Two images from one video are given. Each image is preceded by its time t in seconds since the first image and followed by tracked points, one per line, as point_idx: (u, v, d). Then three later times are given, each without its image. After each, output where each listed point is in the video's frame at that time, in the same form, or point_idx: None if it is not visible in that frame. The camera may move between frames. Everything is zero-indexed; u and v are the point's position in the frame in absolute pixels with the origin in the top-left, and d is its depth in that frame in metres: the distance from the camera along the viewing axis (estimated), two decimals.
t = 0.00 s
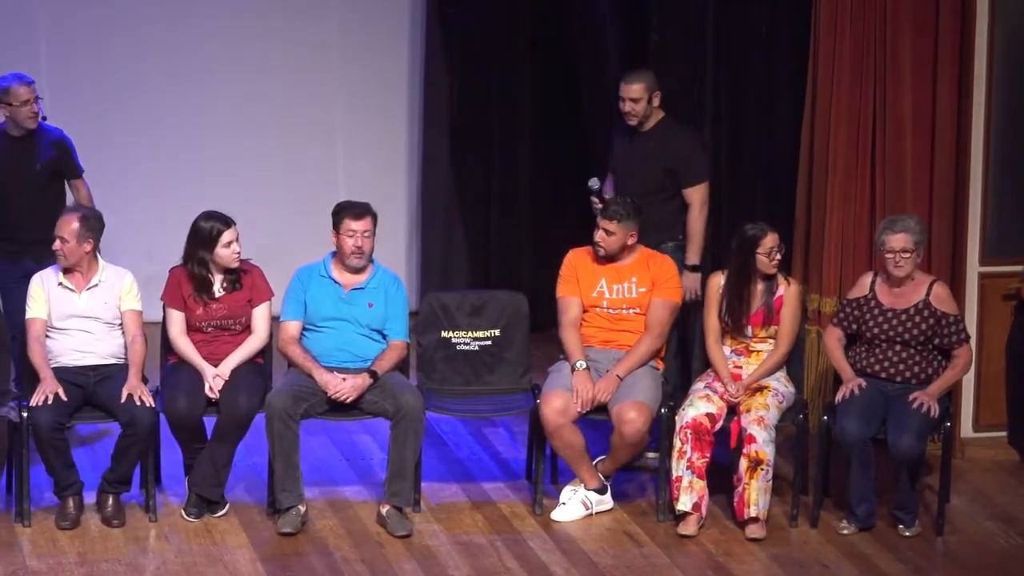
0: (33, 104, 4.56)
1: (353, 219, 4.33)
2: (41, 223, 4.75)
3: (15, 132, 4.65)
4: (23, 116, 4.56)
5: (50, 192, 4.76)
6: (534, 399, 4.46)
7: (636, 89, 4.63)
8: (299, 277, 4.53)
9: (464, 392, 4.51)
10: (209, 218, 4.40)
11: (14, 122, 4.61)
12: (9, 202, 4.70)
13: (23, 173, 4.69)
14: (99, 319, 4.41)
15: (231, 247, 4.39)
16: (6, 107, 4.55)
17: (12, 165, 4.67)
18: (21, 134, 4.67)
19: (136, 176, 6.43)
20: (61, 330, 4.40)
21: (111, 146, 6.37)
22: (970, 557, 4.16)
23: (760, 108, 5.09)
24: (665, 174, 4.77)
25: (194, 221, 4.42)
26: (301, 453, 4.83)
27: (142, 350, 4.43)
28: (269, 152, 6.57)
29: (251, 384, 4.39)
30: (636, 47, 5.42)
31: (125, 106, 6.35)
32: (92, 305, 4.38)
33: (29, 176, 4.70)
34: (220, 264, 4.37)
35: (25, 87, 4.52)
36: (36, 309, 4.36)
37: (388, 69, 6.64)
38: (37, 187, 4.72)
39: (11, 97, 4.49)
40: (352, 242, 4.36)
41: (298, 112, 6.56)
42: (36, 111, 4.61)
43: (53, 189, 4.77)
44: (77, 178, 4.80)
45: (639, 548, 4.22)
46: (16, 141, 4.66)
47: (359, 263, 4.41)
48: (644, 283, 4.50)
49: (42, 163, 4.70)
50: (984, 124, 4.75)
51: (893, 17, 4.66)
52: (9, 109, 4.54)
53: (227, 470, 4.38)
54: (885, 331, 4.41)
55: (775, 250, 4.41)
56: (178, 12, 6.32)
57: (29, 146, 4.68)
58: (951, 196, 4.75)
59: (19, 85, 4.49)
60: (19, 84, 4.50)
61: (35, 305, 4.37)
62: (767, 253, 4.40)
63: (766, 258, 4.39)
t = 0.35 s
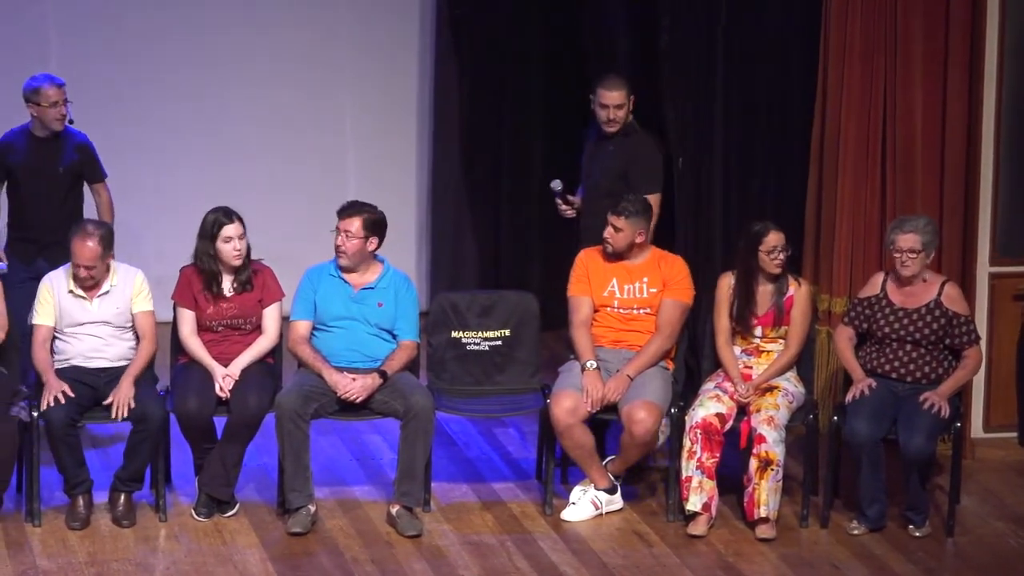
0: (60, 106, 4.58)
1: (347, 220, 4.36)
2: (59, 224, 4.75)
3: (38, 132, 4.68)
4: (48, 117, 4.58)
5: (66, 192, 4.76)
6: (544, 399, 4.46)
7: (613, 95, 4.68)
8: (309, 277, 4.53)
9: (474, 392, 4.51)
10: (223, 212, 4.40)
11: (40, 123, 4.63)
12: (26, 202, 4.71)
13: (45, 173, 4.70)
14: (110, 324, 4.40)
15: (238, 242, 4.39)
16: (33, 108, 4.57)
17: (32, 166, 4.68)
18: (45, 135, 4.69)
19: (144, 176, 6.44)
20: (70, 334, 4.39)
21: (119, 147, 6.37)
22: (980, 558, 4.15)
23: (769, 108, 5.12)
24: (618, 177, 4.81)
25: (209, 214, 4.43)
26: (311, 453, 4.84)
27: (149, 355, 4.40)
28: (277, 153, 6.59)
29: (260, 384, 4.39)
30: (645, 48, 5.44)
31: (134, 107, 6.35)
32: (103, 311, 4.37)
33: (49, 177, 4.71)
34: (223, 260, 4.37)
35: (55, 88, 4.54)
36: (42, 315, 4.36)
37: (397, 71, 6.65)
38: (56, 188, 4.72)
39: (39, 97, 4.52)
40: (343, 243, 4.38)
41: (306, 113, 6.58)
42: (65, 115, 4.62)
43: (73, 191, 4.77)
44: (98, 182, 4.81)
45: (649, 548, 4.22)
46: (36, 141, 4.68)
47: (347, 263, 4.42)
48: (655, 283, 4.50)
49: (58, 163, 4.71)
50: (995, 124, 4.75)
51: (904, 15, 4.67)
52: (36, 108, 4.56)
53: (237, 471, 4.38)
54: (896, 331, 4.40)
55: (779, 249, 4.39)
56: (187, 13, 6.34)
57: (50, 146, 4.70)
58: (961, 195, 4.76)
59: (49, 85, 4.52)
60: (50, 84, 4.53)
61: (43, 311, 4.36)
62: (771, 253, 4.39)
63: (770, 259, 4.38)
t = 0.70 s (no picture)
0: (60, 105, 4.58)
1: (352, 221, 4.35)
2: (61, 224, 4.75)
3: (39, 131, 4.68)
4: (48, 116, 4.58)
5: (68, 192, 4.76)
6: (551, 399, 4.46)
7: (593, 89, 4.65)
8: (317, 277, 4.53)
9: (482, 392, 4.51)
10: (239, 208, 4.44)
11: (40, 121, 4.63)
12: (28, 202, 4.72)
13: (47, 173, 4.70)
14: (120, 332, 4.38)
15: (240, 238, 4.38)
16: (34, 106, 4.58)
17: (34, 165, 4.69)
18: (48, 134, 4.70)
19: (149, 175, 6.44)
20: (79, 339, 4.38)
21: (123, 146, 6.38)
22: (987, 558, 4.16)
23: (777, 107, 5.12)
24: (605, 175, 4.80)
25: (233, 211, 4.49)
26: (319, 453, 4.84)
27: (152, 370, 4.35)
28: (282, 152, 6.59)
29: (268, 384, 4.38)
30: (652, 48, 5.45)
31: (139, 106, 6.36)
32: (115, 321, 4.35)
33: (51, 177, 4.71)
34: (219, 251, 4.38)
35: (57, 87, 4.55)
36: (52, 321, 4.33)
37: (402, 69, 6.65)
38: (56, 188, 4.73)
39: (39, 95, 4.53)
40: (349, 245, 4.37)
41: (312, 112, 6.58)
42: (64, 114, 4.63)
43: (75, 190, 4.78)
44: (99, 182, 4.81)
45: (656, 548, 4.22)
46: (38, 140, 4.69)
47: (352, 263, 4.42)
48: (662, 283, 4.51)
49: (60, 162, 4.71)
50: (1002, 124, 4.79)
51: (913, 17, 4.68)
52: (37, 107, 4.57)
53: (243, 471, 4.38)
54: (898, 340, 4.37)
55: (786, 249, 4.40)
56: (192, 12, 6.34)
57: (53, 145, 4.70)
58: (969, 196, 4.78)
59: (49, 84, 4.52)
60: (52, 83, 4.54)
61: (52, 315, 4.33)
62: (779, 253, 4.39)
63: (778, 258, 4.38)
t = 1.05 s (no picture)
0: (58, 104, 4.57)
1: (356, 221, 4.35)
2: (63, 223, 4.75)
3: (40, 130, 4.69)
4: (46, 114, 4.58)
5: (70, 191, 4.76)
6: (557, 399, 4.46)
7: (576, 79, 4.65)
8: (323, 277, 4.53)
9: (488, 392, 4.52)
10: (241, 208, 4.40)
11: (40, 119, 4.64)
12: (30, 201, 4.72)
13: (48, 172, 4.71)
14: (124, 336, 4.38)
15: (227, 239, 4.35)
16: (33, 104, 4.59)
17: (35, 164, 4.69)
18: (48, 133, 4.70)
19: (153, 176, 6.44)
20: (83, 341, 4.38)
21: (126, 147, 6.38)
22: (993, 558, 4.15)
23: (781, 108, 5.13)
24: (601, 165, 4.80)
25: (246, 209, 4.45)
26: (325, 453, 4.85)
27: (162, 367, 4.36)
28: (286, 152, 6.59)
29: (273, 385, 4.38)
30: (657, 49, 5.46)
31: (141, 107, 6.36)
32: (118, 324, 4.35)
33: (53, 177, 4.71)
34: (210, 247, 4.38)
35: (55, 86, 4.54)
36: (56, 321, 4.33)
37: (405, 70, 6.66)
38: (57, 187, 4.73)
39: (38, 93, 4.53)
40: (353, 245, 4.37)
41: (315, 113, 6.59)
42: (62, 112, 4.62)
43: (76, 190, 4.78)
44: (100, 181, 4.80)
45: (662, 548, 4.22)
46: (39, 139, 4.70)
47: (357, 264, 4.42)
48: (668, 283, 4.51)
49: (62, 161, 4.71)
50: (1007, 128, 4.80)
51: (919, 19, 4.69)
52: (35, 105, 4.57)
53: (247, 472, 4.37)
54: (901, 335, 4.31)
55: (791, 248, 4.40)
56: (194, 13, 6.34)
57: (54, 144, 4.70)
58: (975, 199, 4.79)
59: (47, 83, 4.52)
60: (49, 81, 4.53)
61: (57, 316, 4.33)
62: (785, 252, 4.39)
63: (784, 258, 4.38)
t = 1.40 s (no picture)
0: (53, 104, 4.55)
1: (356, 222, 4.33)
2: (63, 221, 4.74)
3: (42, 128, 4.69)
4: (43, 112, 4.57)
5: (71, 190, 4.75)
6: (558, 399, 4.46)
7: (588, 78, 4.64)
8: (324, 277, 4.53)
9: (490, 392, 4.52)
10: (237, 211, 4.39)
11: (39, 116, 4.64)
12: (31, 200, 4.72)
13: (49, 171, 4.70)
14: (125, 329, 4.38)
15: (213, 239, 4.34)
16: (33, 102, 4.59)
17: (36, 163, 4.69)
18: (47, 131, 4.70)
19: (153, 175, 6.44)
20: (85, 337, 4.39)
21: (127, 146, 6.37)
22: (994, 559, 4.15)
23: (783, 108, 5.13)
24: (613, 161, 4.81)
25: (247, 214, 4.43)
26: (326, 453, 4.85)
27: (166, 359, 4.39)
28: (286, 151, 6.59)
29: (274, 385, 4.38)
30: (658, 49, 5.46)
31: (141, 106, 6.36)
32: (117, 316, 4.35)
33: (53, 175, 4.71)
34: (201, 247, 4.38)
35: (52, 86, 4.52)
36: (57, 317, 4.34)
37: (405, 69, 6.65)
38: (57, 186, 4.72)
39: (36, 92, 4.52)
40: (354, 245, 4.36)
41: (316, 112, 6.58)
42: (58, 112, 4.61)
43: (77, 189, 4.77)
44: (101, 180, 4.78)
45: (663, 548, 4.22)
46: (41, 137, 4.70)
47: (357, 264, 4.42)
48: (669, 283, 4.51)
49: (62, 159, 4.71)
50: (1009, 130, 4.77)
51: (919, 22, 4.70)
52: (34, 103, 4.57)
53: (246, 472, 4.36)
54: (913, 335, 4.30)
55: (793, 248, 4.40)
56: (194, 13, 6.34)
57: (55, 143, 4.70)
58: (976, 200, 4.78)
59: (46, 83, 4.51)
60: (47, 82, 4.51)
61: (57, 313, 4.35)
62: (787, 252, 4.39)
63: (784, 258, 4.38)
